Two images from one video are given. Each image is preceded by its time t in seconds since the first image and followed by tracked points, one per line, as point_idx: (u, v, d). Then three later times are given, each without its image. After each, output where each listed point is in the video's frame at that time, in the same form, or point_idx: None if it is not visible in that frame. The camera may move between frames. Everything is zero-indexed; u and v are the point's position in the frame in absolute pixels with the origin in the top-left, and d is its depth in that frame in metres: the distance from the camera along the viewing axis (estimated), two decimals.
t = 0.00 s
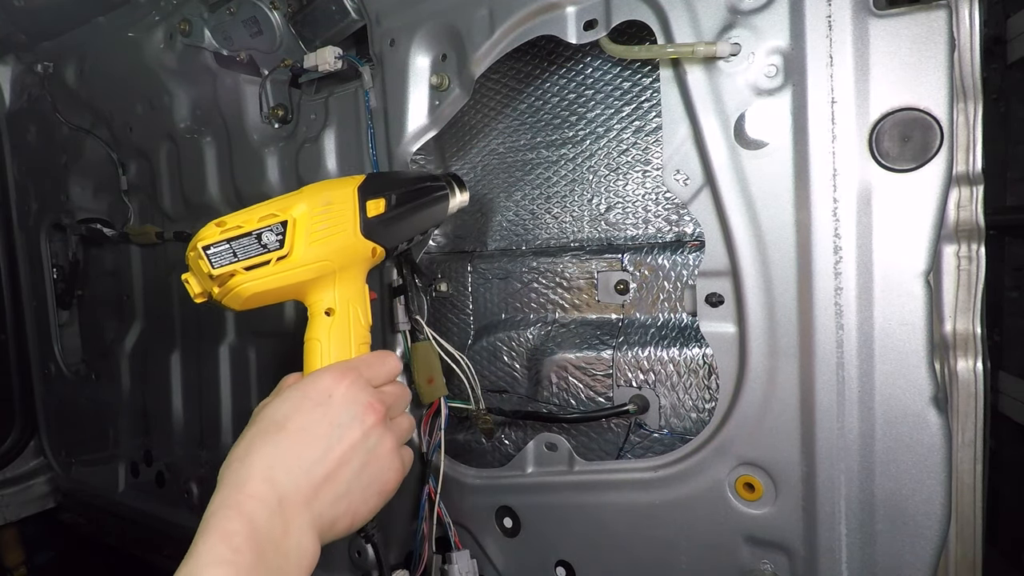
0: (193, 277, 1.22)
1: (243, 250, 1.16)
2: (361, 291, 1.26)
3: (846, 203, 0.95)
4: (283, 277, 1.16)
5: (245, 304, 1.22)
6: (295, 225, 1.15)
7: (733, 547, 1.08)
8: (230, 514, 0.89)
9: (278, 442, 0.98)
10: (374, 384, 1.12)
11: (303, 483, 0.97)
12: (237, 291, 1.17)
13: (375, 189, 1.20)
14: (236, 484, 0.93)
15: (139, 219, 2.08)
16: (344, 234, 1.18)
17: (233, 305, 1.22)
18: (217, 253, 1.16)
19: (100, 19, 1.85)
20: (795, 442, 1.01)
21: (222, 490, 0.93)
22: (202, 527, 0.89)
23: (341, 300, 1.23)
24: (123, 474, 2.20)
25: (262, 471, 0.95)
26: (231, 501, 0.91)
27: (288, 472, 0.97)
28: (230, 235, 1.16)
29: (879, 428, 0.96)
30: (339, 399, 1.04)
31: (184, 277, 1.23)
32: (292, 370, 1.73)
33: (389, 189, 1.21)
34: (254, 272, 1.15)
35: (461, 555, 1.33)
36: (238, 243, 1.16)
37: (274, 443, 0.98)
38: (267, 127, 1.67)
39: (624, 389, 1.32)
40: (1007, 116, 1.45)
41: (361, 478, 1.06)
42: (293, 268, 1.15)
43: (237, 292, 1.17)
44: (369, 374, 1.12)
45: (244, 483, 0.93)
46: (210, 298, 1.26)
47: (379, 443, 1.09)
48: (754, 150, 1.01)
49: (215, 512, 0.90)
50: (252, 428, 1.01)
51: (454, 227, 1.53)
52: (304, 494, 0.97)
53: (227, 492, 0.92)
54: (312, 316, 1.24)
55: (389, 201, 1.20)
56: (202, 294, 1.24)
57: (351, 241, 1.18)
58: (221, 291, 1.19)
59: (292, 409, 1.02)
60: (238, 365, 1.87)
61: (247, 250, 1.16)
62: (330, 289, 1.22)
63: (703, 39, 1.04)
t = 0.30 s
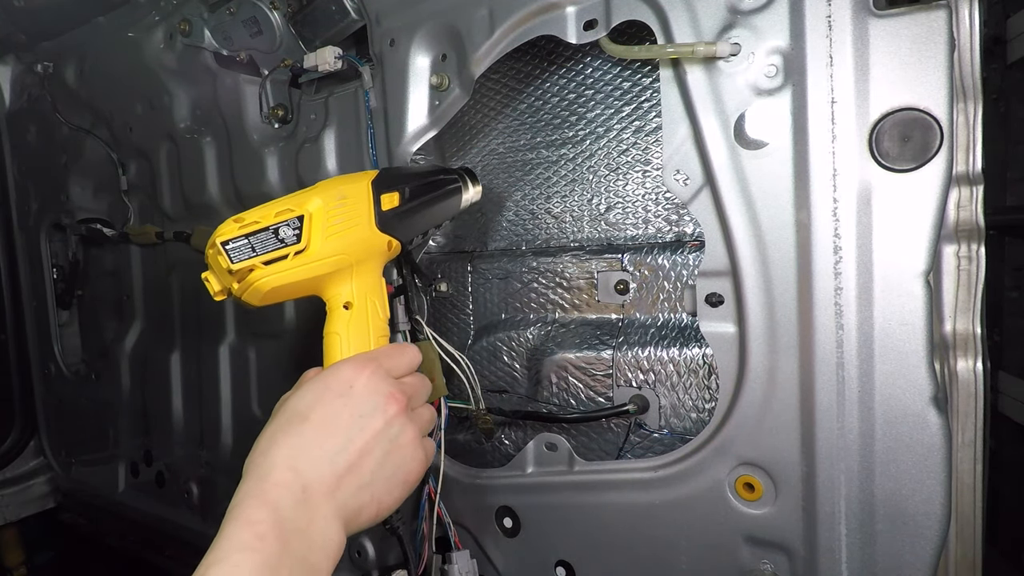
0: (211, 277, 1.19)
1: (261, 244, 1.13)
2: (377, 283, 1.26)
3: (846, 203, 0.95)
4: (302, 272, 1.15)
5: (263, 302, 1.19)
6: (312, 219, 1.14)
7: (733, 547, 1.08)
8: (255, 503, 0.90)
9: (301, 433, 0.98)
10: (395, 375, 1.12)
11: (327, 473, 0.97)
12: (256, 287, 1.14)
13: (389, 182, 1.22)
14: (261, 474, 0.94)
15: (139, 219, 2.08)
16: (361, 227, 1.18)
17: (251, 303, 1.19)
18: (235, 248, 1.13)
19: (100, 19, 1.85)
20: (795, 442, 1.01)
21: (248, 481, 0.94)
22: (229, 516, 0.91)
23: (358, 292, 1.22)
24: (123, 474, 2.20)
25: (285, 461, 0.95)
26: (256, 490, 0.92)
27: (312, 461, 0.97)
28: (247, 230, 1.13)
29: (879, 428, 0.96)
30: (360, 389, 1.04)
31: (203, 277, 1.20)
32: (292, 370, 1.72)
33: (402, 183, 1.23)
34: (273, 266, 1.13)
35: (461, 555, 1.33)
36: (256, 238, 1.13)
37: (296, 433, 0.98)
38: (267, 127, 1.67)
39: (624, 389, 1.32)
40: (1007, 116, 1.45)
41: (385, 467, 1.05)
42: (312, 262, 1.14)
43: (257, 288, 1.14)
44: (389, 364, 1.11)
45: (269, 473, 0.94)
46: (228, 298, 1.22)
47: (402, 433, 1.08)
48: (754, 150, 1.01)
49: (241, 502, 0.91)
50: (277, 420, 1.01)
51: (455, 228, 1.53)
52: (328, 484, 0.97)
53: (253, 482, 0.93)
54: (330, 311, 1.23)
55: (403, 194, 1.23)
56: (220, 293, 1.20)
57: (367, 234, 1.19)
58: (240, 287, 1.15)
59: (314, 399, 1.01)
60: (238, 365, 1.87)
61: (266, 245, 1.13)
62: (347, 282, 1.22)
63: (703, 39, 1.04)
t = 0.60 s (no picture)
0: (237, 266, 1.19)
1: (287, 231, 1.13)
2: (403, 270, 1.25)
3: (846, 203, 0.95)
4: (328, 259, 1.13)
5: (290, 290, 1.18)
6: (337, 205, 1.13)
7: (732, 547, 1.08)
8: (287, 491, 0.89)
9: (331, 420, 0.97)
10: (424, 362, 1.10)
11: (359, 460, 0.96)
12: (281, 275, 1.13)
13: (413, 167, 1.21)
14: (293, 462, 0.93)
15: (139, 219, 2.08)
16: (387, 212, 1.17)
17: (277, 292, 1.18)
18: (260, 235, 1.13)
19: (100, 19, 1.85)
20: (794, 442, 1.01)
21: (280, 469, 0.93)
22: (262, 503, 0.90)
23: (384, 279, 1.21)
24: (123, 474, 2.20)
25: (317, 449, 0.94)
26: (288, 477, 0.91)
27: (344, 449, 0.95)
28: (273, 217, 1.13)
29: (879, 428, 0.96)
30: (390, 375, 1.02)
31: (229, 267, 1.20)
32: (292, 371, 1.72)
33: (427, 167, 1.21)
34: (299, 253, 1.12)
35: (460, 555, 1.31)
36: (281, 225, 1.13)
37: (327, 421, 0.97)
38: (267, 127, 1.67)
39: (624, 389, 1.32)
40: (1007, 116, 1.45)
41: (417, 454, 1.03)
42: (339, 249, 1.13)
43: (282, 276, 1.14)
44: (418, 352, 1.09)
45: (301, 460, 0.93)
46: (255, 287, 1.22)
47: (433, 420, 1.06)
48: (754, 150, 1.01)
49: (273, 489, 0.90)
50: (307, 408, 1.00)
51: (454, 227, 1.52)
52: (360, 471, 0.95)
53: (285, 469, 0.93)
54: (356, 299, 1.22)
55: (428, 178, 1.21)
56: (247, 282, 1.20)
57: (393, 219, 1.18)
58: (266, 275, 1.15)
59: (344, 386, 1.00)
60: (238, 365, 1.87)
61: (291, 231, 1.12)
62: (373, 268, 1.20)
63: (703, 39, 1.04)
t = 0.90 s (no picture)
0: (263, 253, 1.18)
1: (312, 216, 1.12)
2: (430, 256, 1.22)
3: (846, 203, 0.95)
4: (354, 244, 1.12)
5: (316, 276, 1.17)
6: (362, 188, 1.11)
7: (732, 547, 1.08)
8: (317, 478, 0.87)
9: (360, 406, 0.94)
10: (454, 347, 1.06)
11: (389, 447, 0.93)
12: (307, 261, 1.12)
13: (439, 149, 1.18)
14: (322, 449, 0.91)
15: (139, 219, 2.08)
16: (412, 195, 1.15)
17: (303, 279, 1.17)
18: (286, 220, 1.12)
19: (100, 19, 1.85)
20: (794, 442, 1.01)
21: (310, 455, 0.91)
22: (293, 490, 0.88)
23: (411, 264, 1.18)
24: (123, 474, 2.20)
25: (345, 436, 0.92)
26: (318, 464, 0.89)
27: (373, 435, 0.93)
28: (298, 201, 1.12)
29: (879, 428, 0.96)
30: (419, 360, 0.98)
31: (256, 254, 1.19)
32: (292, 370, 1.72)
33: (453, 149, 1.18)
34: (324, 238, 1.11)
35: (461, 555, 1.29)
36: (306, 209, 1.12)
37: (355, 408, 0.94)
38: (267, 127, 1.67)
39: (624, 389, 1.32)
40: (1007, 116, 1.45)
41: (449, 441, 0.99)
42: (364, 233, 1.11)
43: (308, 262, 1.13)
44: (448, 337, 1.05)
45: (330, 448, 0.90)
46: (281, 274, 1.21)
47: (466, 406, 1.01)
48: (754, 150, 1.01)
49: (304, 476, 0.88)
50: (337, 394, 0.98)
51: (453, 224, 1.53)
52: (391, 455, 0.92)
53: (315, 457, 0.91)
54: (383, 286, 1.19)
55: (453, 161, 1.18)
56: (273, 268, 1.19)
57: (418, 202, 1.15)
58: (292, 261, 1.14)
59: (373, 372, 0.97)
60: (238, 365, 1.87)
61: (317, 216, 1.11)
62: (400, 254, 1.17)
63: (703, 39, 1.04)
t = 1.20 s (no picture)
0: (281, 250, 1.16)
1: (331, 212, 1.10)
2: (448, 250, 1.22)
3: (846, 203, 0.95)
4: (373, 240, 1.11)
5: (335, 273, 1.16)
6: (380, 184, 1.11)
7: (732, 547, 1.08)
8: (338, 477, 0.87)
9: (380, 404, 0.94)
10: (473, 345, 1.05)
11: (409, 446, 0.92)
12: (326, 258, 1.11)
13: (456, 143, 1.19)
14: (343, 448, 0.90)
15: (139, 219, 2.08)
16: (430, 190, 1.15)
17: (322, 276, 1.16)
18: (304, 217, 1.10)
19: (100, 19, 1.85)
20: (794, 442, 1.01)
21: (330, 454, 0.91)
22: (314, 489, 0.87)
23: (429, 259, 1.18)
24: (123, 474, 2.20)
25: (366, 435, 0.91)
26: (339, 463, 0.88)
27: (393, 434, 0.92)
28: (316, 198, 1.10)
29: (879, 428, 0.96)
30: (439, 358, 0.98)
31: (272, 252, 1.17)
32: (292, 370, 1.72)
33: (470, 143, 1.20)
34: (343, 235, 1.10)
35: (462, 554, 1.31)
36: (324, 205, 1.10)
37: (375, 406, 0.94)
38: (267, 127, 1.66)
39: (624, 389, 1.32)
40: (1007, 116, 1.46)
41: (469, 440, 0.99)
42: (384, 229, 1.11)
43: (326, 259, 1.11)
44: (467, 334, 1.05)
45: (351, 446, 0.90)
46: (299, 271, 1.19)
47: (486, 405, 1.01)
48: (754, 150, 1.01)
49: (324, 475, 0.87)
50: (356, 392, 0.97)
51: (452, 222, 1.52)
52: (412, 454, 0.92)
53: (335, 455, 0.90)
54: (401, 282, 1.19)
55: (471, 155, 1.19)
56: (291, 266, 1.17)
57: (436, 197, 1.16)
58: (311, 258, 1.12)
59: (393, 369, 0.97)
60: (238, 365, 1.87)
61: (335, 213, 1.10)
62: (418, 249, 1.18)
63: (703, 39, 1.04)
